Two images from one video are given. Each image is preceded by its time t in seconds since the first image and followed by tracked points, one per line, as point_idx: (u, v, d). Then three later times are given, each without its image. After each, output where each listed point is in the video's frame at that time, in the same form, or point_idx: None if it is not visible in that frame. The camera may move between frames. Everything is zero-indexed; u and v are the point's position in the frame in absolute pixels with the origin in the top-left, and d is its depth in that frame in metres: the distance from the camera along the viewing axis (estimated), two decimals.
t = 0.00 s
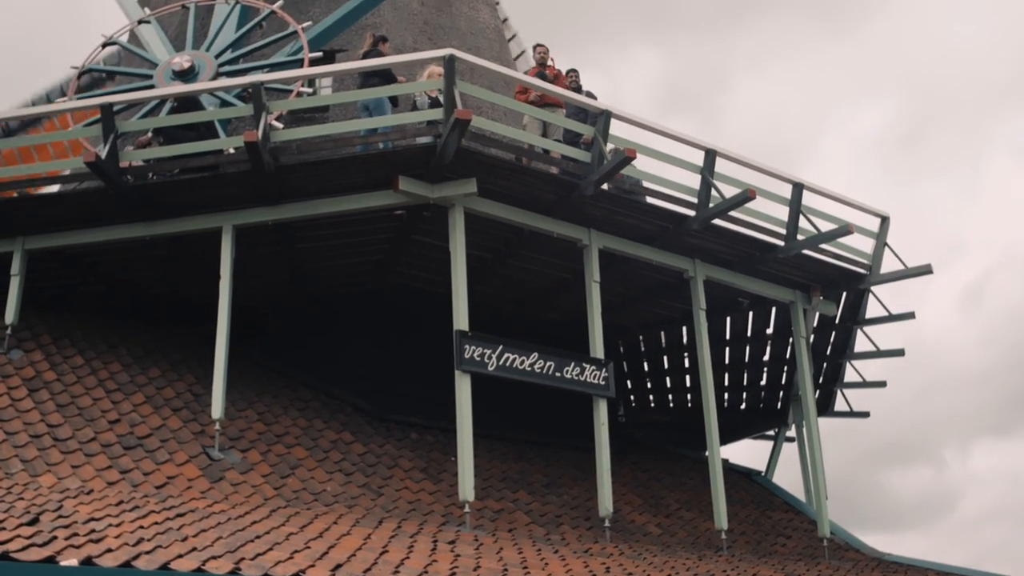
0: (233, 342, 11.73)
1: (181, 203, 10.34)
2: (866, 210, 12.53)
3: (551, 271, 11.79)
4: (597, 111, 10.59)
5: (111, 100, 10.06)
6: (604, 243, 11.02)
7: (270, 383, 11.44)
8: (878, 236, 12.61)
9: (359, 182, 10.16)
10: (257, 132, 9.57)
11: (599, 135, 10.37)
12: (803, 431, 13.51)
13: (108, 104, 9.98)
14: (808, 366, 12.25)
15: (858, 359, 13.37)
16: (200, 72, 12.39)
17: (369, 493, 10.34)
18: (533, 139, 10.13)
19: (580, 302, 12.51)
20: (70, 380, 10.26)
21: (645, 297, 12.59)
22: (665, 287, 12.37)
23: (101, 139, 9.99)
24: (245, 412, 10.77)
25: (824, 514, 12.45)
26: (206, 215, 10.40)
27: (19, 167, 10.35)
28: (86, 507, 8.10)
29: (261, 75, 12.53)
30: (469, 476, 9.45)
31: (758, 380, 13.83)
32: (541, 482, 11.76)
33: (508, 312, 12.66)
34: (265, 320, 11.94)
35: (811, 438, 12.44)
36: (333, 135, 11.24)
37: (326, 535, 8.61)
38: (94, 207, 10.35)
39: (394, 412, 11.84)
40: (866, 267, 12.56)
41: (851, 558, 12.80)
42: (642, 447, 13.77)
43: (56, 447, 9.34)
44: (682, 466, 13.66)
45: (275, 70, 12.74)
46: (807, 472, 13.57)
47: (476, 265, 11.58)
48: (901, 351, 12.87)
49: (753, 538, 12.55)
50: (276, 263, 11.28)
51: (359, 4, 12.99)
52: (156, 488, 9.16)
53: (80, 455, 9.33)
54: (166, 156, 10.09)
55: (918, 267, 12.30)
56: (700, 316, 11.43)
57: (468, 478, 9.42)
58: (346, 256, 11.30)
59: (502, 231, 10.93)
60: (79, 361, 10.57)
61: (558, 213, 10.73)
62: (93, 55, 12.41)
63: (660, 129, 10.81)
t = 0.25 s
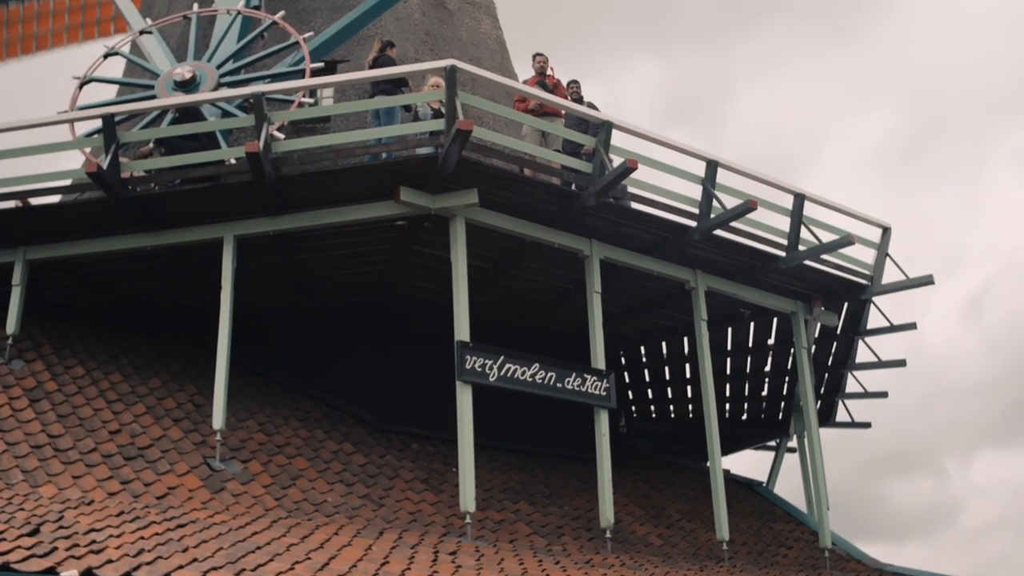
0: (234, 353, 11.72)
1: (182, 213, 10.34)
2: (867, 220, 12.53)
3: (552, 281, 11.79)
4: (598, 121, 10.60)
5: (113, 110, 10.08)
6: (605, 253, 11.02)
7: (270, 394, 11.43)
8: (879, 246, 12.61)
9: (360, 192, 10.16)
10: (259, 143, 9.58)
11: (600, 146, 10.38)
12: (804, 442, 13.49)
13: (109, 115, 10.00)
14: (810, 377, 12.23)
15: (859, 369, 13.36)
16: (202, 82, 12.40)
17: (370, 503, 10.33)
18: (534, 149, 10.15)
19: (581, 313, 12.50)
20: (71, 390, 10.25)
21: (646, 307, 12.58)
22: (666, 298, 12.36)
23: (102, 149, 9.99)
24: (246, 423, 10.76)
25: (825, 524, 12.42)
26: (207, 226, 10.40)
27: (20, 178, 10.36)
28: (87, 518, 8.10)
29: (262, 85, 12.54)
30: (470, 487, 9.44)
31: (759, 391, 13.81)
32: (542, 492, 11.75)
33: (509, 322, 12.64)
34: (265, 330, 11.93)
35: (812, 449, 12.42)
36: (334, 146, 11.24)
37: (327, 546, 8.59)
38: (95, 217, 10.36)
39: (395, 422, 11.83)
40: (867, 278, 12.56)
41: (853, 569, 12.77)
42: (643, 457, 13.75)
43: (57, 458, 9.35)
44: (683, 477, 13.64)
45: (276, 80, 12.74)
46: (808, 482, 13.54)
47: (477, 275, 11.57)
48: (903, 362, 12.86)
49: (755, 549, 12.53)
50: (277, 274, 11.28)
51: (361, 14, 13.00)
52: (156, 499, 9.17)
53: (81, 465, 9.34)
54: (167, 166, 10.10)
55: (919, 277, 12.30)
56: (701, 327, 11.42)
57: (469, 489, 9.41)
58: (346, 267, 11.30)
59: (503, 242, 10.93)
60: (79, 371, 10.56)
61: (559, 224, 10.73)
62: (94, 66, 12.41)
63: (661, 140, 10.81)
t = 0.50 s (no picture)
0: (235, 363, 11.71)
1: (182, 224, 10.34)
2: (867, 230, 12.53)
3: (553, 292, 11.78)
4: (599, 131, 10.61)
5: (114, 121, 10.09)
6: (607, 263, 11.01)
7: (271, 404, 11.41)
8: (880, 256, 12.60)
9: (361, 203, 10.16)
10: (259, 153, 9.59)
11: (601, 156, 10.39)
12: (806, 452, 13.46)
13: (110, 125, 10.02)
14: (811, 387, 12.22)
15: (861, 379, 13.34)
16: (203, 92, 12.41)
17: (371, 514, 10.32)
18: (535, 159, 10.16)
19: (582, 323, 12.49)
20: (72, 401, 10.25)
21: (646, 318, 12.58)
22: (667, 308, 12.35)
23: (103, 160, 10.01)
24: (247, 433, 10.75)
25: (827, 534, 12.39)
26: (208, 236, 10.40)
27: (21, 188, 10.37)
28: (87, 528, 8.10)
29: (263, 95, 12.55)
30: (471, 498, 9.42)
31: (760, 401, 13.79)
32: (543, 503, 11.73)
33: (510, 332, 12.63)
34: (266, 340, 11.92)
35: (813, 459, 12.40)
36: (335, 156, 11.24)
37: (328, 556, 8.58)
38: (96, 227, 10.37)
39: (396, 432, 11.81)
40: (868, 288, 12.55)
41: None
42: (645, 468, 13.73)
43: (57, 468, 9.38)
44: (684, 487, 13.61)
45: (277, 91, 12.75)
46: (809, 493, 13.51)
47: (478, 286, 11.56)
48: (904, 372, 12.84)
49: (756, 559, 12.50)
50: (278, 284, 11.27)
51: (362, 24, 13.01)
52: (157, 509, 9.19)
53: (81, 476, 9.37)
54: (168, 176, 10.11)
55: (920, 287, 12.29)
56: (702, 337, 11.41)
57: (470, 499, 9.39)
58: (347, 278, 11.30)
59: (504, 252, 10.93)
60: (80, 382, 10.56)
61: (560, 234, 10.72)
62: (95, 76, 12.42)
63: (662, 150, 10.82)
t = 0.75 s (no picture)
0: (235, 373, 11.70)
1: (183, 234, 10.35)
2: (868, 240, 12.53)
3: (554, 302, 11.78)
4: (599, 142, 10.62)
5: (114, 132, 10.11)
6: (607, 274, 11.02)
7: (272, 415, 11.41)
8: (881, 266, 12.60)
9: (362, 214, 10.17)
10: (260, 164, 9.60)
11: (601, 167, 10.40)
12: (807, 462, 13.44)
13: (111, 136, 10.03)
14: (812, 397, 12.21)
15: (862, 389, 13.33)
16: (204, 103, 12.43)
17: (372, 525, 10.31)
18: (535, 169, 10.17)
19: (583, 333, 12.49)
20: (72, 412, 10.25)
21: (647, 328, 12.57)
22: (667, 318, 12.35)
23: (104, 171, 10.02)
24: (248, 444, 10.75)
25: (828, 545, 12.37)
26: (208, 247, 10.41)
27: (22, 199, 10.38)
28: (87, 539, 8.11)
29: (264, 106, 12.56)
30: (471, 508, 9.39)
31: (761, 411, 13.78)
32: (544, 513, 11.71)
33: (511, 342, 12.62)
34: (267, 350, 11.91)
35: (814, 469, 12.39)
36: (336, 166, 11.25)
37: (329, 567, 8.57)
38: (97, 238, 10.37)
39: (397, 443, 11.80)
40: (869, 298, 12.55)
41: None
42: (645, 478, 13.71)
43: (57, 479, 9.38)
44: (685, 497, 13.59)
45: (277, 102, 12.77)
46: (810, 503, 13.49)
47: (479, 296, 11.56)
48: (905, 381, 12.83)
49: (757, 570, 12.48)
50: (278, 295, 11.28)
51: (362, 35, 13.04)
52: (157, 520, 9.19)
53: (82, 487, 9.37)
54: (168, 187, 10.12)
55: (921, 297, 12.29)
56: (703, 347, 11.41)
57: (471, 510, 9.37)
58: (348, 289, 11.30)
59: (505, 263, 10.93)
60: (81, 392, 10.56)
61: (560, 244, 10.73)
62: (96, 87, 12.44)
63: (662, 160, 10.83)
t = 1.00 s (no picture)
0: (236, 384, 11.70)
1: (184, 245, 10.35)
2: (869, 250, 12.52)
3: (555, 312, 11.77)
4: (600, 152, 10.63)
5: (115, 142, 10.12)
6: (608, 284, 11.01)
7: (272, 425, 11.40)
8: (882, 276, 12.59)
9: (362, 224, 10.17)
10: (260, 175, 9.61)
11: (602, 178, 10.40)
12: (808, 473, 13.42)
13: (111, 146, 10.04)
14: (813, 408, 12.19)
15: (863, 399, 13.32)
16: (204, 113, 12.44)
17: (372, 535, 10.29)
18: (535, 180, 10.18)
19: (583, 344, 12.48)
20: (72, 423, 10.24)
21: (647, 338, 12.56)
22: (668, 328, 12.34)
23: (105, 182, 10.02)
24: (248, 454, 10.74)
25: (830, 555, 12.34)
26: (209, 257, 10.41)
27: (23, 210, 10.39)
28: (87, 550, 8.11)
29: (264, 117, 12.57)
30: (472, 519, 9.35)
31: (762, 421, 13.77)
32: (545, 524, 11.70)
33: (511, 353, 12.62)
34: (267, 361, 11.90)
35: (815, 479, 12.37)
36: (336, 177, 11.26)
37: None
38: (98, 248, 10.38)
39: (398, 454, 11.79)
40: (870, 308, 12.54)
41: None
42: (646, 488, 13.69)
43: (57, 490, 9.37)
44: (686, 508, 13.57)
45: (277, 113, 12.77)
46: (812, 513, 13.47)
47: (480, 307, 11.56)
48: (906, 391, 12.82)
49: None
50: (279, 306, 11.27)
51: (363, 45, 13.04)
52: (158, 531, 9.18)
53: (82, 497, 9.36)
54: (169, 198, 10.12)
55: (922, 307, 12.28)
56: (704, 358, 11.40)
57: (472, 521, 9.35)
58: (348, 299, 11.29)
59: (505, 273, 10.93)
60: (82, 403, 10.55)
61: (561, 255, 10.73)
62: (97, 97, 12.45)
63: (663, 171, 10.83)
